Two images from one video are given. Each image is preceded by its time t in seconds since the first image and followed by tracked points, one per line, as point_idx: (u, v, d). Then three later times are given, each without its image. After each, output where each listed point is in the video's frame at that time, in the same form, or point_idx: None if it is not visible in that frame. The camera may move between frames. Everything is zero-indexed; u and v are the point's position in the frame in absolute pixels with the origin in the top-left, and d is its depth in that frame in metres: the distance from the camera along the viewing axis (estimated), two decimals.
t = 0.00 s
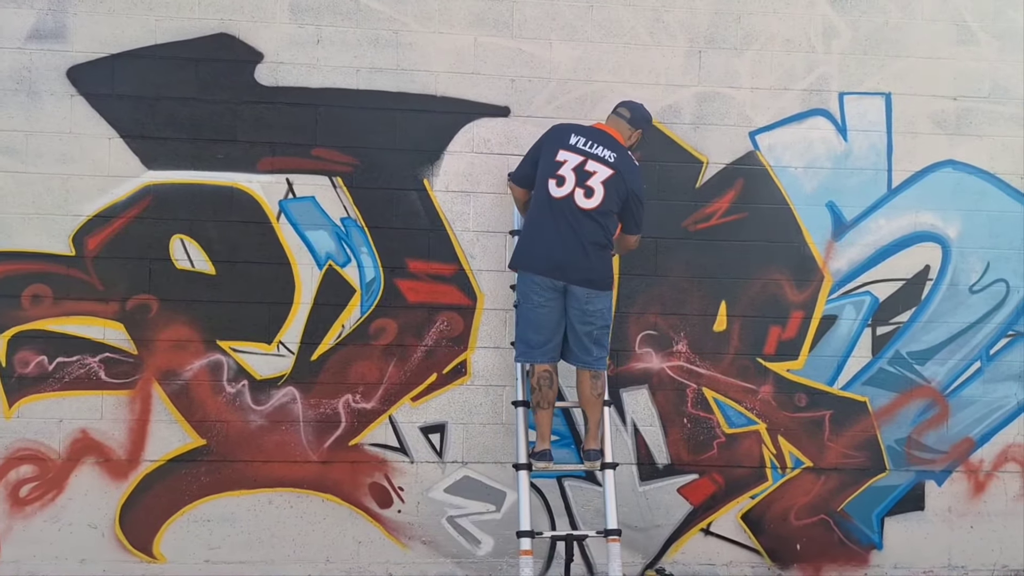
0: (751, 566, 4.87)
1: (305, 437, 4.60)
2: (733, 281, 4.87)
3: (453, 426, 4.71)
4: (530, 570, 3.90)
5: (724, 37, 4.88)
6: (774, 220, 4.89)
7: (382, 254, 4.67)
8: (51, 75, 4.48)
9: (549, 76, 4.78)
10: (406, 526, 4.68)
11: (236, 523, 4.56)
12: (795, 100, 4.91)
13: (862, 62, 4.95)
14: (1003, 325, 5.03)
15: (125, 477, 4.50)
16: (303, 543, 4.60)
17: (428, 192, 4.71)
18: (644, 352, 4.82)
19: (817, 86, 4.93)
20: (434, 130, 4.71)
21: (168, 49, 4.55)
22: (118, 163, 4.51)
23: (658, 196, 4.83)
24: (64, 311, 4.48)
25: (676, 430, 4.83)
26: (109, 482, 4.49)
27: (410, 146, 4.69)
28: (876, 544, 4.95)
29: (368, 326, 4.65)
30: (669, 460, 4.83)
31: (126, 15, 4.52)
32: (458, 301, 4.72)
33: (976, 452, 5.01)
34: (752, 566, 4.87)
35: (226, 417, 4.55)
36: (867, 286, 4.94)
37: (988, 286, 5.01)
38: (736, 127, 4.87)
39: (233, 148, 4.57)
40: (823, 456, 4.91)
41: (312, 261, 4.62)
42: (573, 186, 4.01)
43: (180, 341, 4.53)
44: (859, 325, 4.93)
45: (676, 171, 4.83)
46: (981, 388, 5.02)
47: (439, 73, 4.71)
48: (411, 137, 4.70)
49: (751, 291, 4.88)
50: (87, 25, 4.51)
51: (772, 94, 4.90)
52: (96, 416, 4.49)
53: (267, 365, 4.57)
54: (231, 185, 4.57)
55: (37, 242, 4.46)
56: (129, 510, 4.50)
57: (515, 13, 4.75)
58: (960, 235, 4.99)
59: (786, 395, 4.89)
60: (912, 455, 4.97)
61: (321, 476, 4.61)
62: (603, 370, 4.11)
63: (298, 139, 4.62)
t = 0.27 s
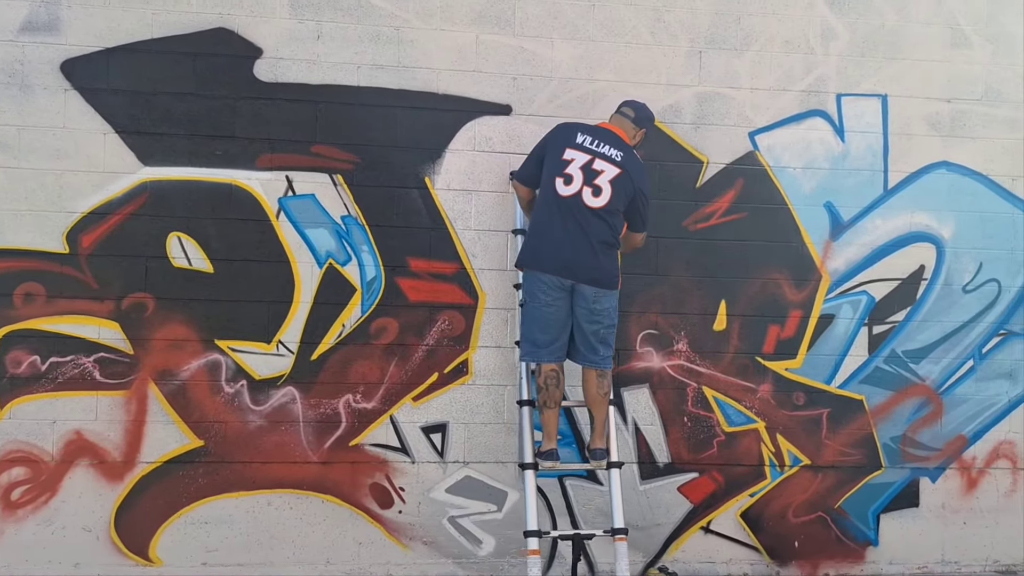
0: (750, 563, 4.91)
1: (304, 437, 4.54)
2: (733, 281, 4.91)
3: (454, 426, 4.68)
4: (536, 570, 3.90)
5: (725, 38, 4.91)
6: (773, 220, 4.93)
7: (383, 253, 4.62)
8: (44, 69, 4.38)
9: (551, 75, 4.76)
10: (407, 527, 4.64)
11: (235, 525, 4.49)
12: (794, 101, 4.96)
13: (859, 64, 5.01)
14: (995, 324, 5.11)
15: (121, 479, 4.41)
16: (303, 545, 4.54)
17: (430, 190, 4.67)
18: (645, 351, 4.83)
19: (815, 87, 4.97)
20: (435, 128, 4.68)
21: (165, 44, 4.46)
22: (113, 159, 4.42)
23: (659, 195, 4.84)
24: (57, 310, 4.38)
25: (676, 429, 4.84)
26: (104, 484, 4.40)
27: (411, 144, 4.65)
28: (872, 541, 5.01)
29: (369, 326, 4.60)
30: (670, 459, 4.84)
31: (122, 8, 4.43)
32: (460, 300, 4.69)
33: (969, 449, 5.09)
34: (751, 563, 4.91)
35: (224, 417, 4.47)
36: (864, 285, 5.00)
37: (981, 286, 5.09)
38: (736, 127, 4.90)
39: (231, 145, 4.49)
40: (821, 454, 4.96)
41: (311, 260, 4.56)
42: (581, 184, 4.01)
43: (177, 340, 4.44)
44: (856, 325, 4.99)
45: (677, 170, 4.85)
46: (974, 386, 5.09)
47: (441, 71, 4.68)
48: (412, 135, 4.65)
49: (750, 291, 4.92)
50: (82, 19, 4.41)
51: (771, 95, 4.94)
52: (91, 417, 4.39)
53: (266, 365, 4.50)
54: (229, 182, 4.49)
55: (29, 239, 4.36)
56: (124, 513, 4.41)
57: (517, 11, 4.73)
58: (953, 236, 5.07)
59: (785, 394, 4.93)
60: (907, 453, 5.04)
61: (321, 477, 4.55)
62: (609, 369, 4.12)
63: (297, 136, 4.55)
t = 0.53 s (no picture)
0: (754, 560, 4.95)
1: (312, 437, 4.50)
2: (738, 280, 4.95)
3: (462, 425, 4.67)
4: (551, 568, 3.91)
5: (730, 39, 4.94)
6: (777, 220, 4.99)
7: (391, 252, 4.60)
8: (45, 63, 4.28)
9: (557, 74, 4.77)
10: (415, 527, 4.62)
11: (242, 526, 4.44)
12: (797, 102, 5.01)
13: (861, 66, 5.07)
14: (992, 323, 5.21)
15: (125, 480, 4.33)
16: (310, 546, 4.50)
17: (437, 189, 4.66)
18: (651, 350, 4.86)
19: (818, 89, 5.03)
20: (443, 127, 4.66)
21: (169, 39, 4.39)
22: (117, 156, 4.33)
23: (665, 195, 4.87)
24: (59, 309, 4.28)
25: (682, 427, 4.88)
26: (108, 486, 4.32)
27: (419, 142, 4.63)
28: (873, 537, 5.08)
29: (377, 325, 4.58)
30: (675, 457, 4.87)
31: (125, 2, 4.35)
32: (467, 299, 4.69)
33: (966, 446, 5.18)
34: (755, 560, 4.96)
35: (230, 418, 4.41)
36: (865, 285, 5.07)
37: (978, 286, 5.19)
38: (741, 128, 4.95)
39: (238, 142, 4.44)
40: (822, 452, 5.03)
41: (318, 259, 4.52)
42: (594, 184, 4.03)
43: (182, 339, 4.37)
44: (857, 324, 5.05)
45: (683, 170, 4.88)
46: (971, 384, 5.19)
47: (448, 69, 4.66)
48: (420, 133, 4.63)
49: (754, 290, 4.96)
50: (84, 12, 4.32)
51: (775, 96, 4.99)
52: (94, 417, 4.31)
53: (273, 365, 4.45)
54: (235, 179, 4.43)
55: (30, 237, 4.26)
56: (128, 514, 4.33)
57: (524, 11, 4.73)
58: (951, 236, 5.16)
59: (788, 392, 4.99)
60: (906, 450, 5.12)
61: (327, 477, 4.52)
62: (620, 368, 4.13)
63: (304, 134, 4.50)
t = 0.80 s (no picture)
0: (760, 559, 4.99)
1: (321, 439, 4.45)
2: (745, 281, 4.98)
3: (471, 426, 4.66)
4: (567, 569, 3.91)
5: (737, 41, 4.97)
6: (783, 221, 5.03)
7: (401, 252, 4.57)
8: (50, 59, 4.20)
9: (567, 75, 4.77)
10: (424, 528, 4.59)
11: (249, 529, 4.38)
12: (803, 104, 5.05)
13: (865, 70, 5.14)
14: (991, 323, 5.30)
15: (131, 484, 4.26)
16: (318, 549, 4.46)
17: (447, 189, 4.63)
18: (659, 351, 4.88)
19: (823, 91, 5.08)
20: (453, 126, 4.64)
21: (176, 35, 4.32)
22: (124, 154, 4.26)
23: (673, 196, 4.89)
24: (64, 309, 4.19)
25: (689, 428, 4.90)
26: (113, 489, 4.24)
27: (429, 142, 4.61)
28: (876, 535, 5.13)
29: (386, 326, 4.54)
30: (683, 457, 4.89)
31: None
32: (477, 300, 4.67)
33: (967, 445, 5.25)
34: (760, 559, 4.99)
35: (238, 420, 4.35)
36: (868, 286, 5.13)
37: (977, 287, 5.28)
38: (748, 129, 4.98)
39: (246, 141, 4.38)
40: (827, 451, 5.08)
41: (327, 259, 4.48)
42: (609, 184, 4.05)
43: (189, 340, 4.31)
44: (861, 324, 5.11)
45: (691, 171, 4.91)
46: (971, 383, 5.27)
47: (458, 69, 4.64)
48: (430, 133, 4.61)
49: (761, 291, 5.00)
50: (89, 8, 4.24)
51: (781, 98, 5.03)
52: (99, 420, 4.22)
53: (281, 366, 4.40)
54: (243, 178, 4.37)
55: (34, 236, 4.18)
56: (135, 518, 4.26)
57: (534, 11, 4.73)
58: (952, 238, 5.23)
59: (793, 392, 5.03)
60: (909, 449, 5.18)
61: (336, 479, 4.48)
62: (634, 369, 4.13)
63: (314, 133, 4.46)
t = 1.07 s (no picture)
0: (772, 557, 5.01)
1: (335, 438, 4.41)
2: (757, 280, 4.99)
3: (486, 425, 4.63)
4: (588, 568, 3.89)
5: (749, 39, 4.99)
6: (795, 220, 5.04)
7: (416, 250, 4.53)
8: (60, 53, 4.12)
9: (581, 73, 4.76)
10: (438, 528, 4.56)
11: (263, 530, 4.33)
12: (814, 104, 5.07)
13: (875, 69, 5.17)
14: (998, 322, 5.34)
15: (142, 485, 4.18)
16: (332, 549, 4.41)
17: (461, 187, 4.60)
18: (672, 349, 4.88)
19: (835, 90, 5.10)
20: (468, 123, 4.61)
21: (189, 29, 4.25)
22: (135, 150, 4.19)
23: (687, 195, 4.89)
24: (74, 308, 4.11)
25: (702, 426, 4.90)
26: (124, 490, 4.16)
27: (444, 139, 4.58)
28: (886, 532, 5.16)
29: (400, 325, 4.50)
30: (696, 456, 4.89)
31: None
32: (491, 298, 4.64)
33: (974, 442, 5.30)
34: (772, 557, 5.01)
35: (252, 419, 4.30)
36: (879, 284, 5.15)
37: (985, 286, 5.32)
38: (760, 128, 4.99)
39: (260, 137, 4.32)
40: (838, 449, 5.10)
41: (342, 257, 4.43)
42: (628, 182, 4.03)
43: (202, 339, 4.24)
44: (871, 322, 5.14)
45: (704, 170, 4.91)
46: (979, 381, 5.31)
47: (473, 66, 4.61)
48: (445, 130, 4.58)
49: (773, 289, 5.01)
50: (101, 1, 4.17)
51: (793, 97, 5.05)
52: (110, 420, 4.15)
53: (296, 365, 4.35)
54: (256, 175, 4.31)
55: (44, 233, 4.09)
56: (146, 520, 4.18)
57: (549, 8, 4.71)
58: (961, 237, 5.27)
59: (805, 390, 5.05)
60: (918, 447, 5.22)
61: (350, 479, 4.44)
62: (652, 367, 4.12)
63: (328, 130, 4.41)
